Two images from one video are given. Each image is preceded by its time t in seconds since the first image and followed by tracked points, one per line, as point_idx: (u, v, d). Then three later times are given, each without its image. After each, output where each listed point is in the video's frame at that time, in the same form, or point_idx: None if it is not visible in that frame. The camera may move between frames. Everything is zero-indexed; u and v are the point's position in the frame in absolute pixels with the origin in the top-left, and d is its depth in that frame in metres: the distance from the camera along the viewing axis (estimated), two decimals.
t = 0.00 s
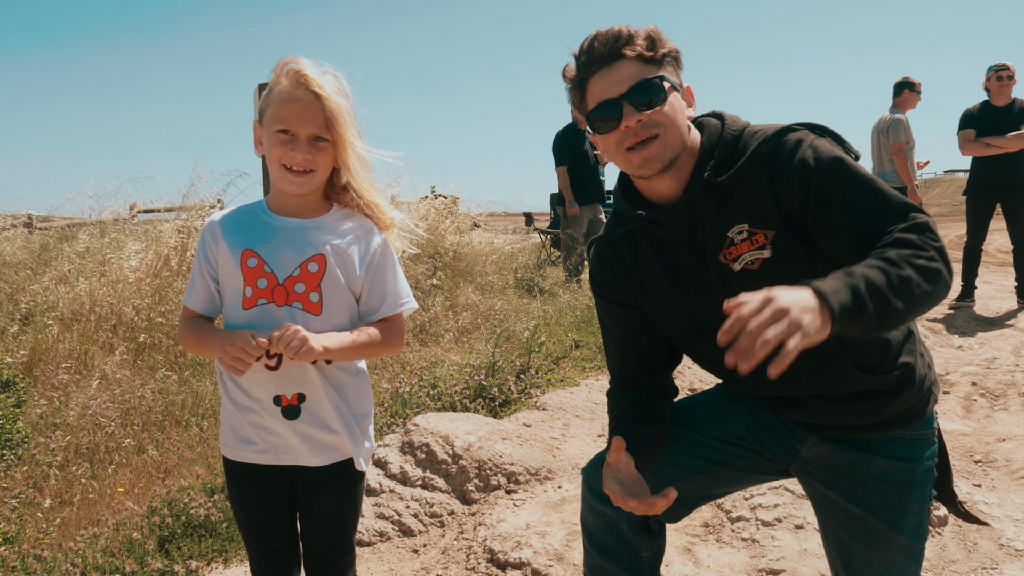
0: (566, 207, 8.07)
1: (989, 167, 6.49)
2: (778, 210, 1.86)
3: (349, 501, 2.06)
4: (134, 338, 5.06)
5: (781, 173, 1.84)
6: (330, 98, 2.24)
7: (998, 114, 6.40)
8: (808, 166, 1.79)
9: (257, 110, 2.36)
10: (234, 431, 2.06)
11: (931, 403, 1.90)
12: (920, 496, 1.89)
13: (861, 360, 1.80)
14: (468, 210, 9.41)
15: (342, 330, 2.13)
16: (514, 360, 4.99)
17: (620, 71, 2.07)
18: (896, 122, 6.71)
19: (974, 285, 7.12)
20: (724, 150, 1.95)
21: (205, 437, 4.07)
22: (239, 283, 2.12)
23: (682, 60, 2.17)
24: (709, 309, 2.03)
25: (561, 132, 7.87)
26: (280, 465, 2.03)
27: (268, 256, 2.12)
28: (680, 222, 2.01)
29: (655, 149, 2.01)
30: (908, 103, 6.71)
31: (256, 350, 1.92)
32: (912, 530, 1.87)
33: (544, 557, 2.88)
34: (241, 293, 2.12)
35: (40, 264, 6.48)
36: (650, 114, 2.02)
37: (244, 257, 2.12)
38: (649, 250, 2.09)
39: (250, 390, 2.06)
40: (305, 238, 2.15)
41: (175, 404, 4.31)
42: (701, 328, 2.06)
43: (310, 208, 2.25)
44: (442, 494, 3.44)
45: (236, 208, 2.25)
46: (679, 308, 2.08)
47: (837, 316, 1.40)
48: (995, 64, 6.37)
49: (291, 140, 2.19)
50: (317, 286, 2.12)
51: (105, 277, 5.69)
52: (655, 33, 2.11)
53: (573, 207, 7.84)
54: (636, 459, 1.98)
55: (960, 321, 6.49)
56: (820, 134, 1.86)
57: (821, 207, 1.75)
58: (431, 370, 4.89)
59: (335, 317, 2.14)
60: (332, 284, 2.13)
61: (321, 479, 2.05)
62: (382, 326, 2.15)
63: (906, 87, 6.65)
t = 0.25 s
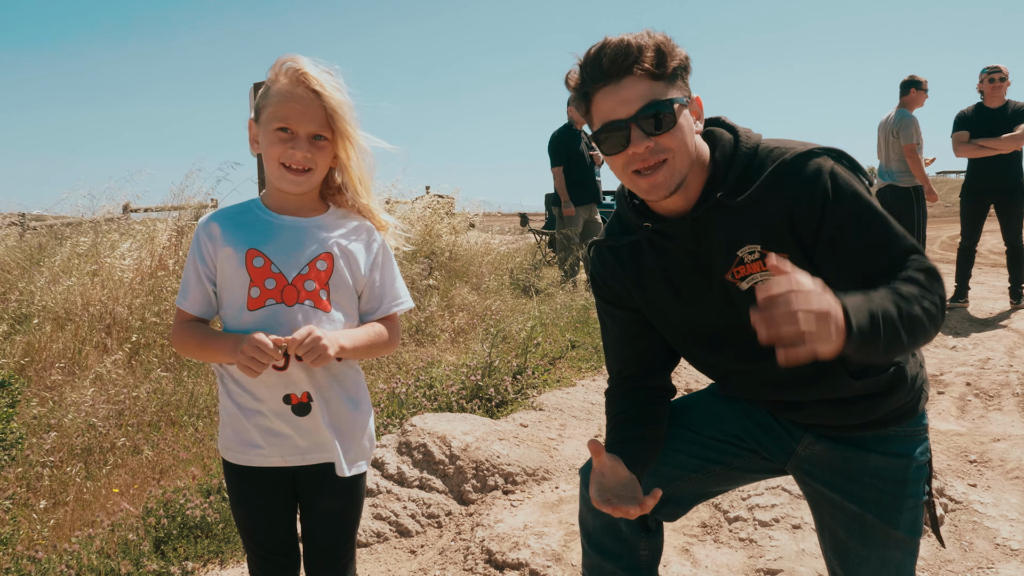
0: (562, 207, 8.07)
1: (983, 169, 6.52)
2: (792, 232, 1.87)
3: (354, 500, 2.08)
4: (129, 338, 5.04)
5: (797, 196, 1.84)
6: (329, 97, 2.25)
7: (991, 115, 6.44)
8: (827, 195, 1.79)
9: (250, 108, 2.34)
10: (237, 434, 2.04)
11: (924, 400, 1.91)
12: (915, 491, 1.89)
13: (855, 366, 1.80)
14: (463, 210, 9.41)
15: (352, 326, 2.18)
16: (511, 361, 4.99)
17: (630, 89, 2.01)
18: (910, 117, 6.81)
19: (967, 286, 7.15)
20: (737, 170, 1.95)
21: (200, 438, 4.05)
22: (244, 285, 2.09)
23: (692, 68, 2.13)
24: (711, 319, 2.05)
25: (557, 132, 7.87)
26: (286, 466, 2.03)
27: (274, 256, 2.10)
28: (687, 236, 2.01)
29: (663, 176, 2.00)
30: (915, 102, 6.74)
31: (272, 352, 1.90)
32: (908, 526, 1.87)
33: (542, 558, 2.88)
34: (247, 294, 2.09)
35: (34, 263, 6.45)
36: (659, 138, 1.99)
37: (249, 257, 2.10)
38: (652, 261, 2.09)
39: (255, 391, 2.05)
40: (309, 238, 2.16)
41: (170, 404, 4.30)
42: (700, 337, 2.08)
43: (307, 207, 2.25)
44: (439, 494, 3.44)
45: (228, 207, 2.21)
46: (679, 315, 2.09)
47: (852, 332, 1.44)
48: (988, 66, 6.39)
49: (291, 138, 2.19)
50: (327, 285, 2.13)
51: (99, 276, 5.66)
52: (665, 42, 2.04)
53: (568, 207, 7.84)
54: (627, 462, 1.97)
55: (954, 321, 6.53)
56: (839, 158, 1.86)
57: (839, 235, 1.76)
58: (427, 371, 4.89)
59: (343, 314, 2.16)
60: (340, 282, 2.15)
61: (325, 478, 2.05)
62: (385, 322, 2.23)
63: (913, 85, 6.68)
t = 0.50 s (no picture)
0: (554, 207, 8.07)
1: (972, 171, 6.57)
2: (787, 257, 1.89)
3: (352, 498, 2.08)
4: (119, 338, 5.00)
5: (794, 226, 1.85)
6: (328, 100, 2.25)
7: (981, 117, 6.48)
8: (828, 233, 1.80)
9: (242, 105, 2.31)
10: (236, 436, 2.01)
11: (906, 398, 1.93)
12: (899, 488, 1.90)
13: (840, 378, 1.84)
14: (455, 211, 9.40)
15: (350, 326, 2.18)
16: (504, 361, 4.98)
17: (632, 112, 1.97)
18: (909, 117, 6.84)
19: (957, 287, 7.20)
20: (734, 192, 1.94)
21: (192, 438, 4.03)
22: (242, 284, 2.06)
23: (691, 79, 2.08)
24: (699, 328, 2.09)
25: (550, 132, 7.87)
26: (285, 467, 2.01)
27: (273, 256, 2.08)
28: (679, 254, 2.02)
29: (664, 200, 2.00)
30: (913, 103, 6.79)
31: (278, 354, 1.89)
32: (893, 522, 1.89)
33: (536, 558, 2.88)
34: (246, 294, 2.06)
35: (23, 262, 6.40)
36: (662, 162, 1.97)
37: (248, 257, 2.07)
38: (643, 273, 2.10)
39: (255, 391, 2.03)
40: (307, 237, 2.15)
41: (161, 404, 4.28)
42: (687, 343, 2.13)
43: (302, 209, 2.24)
44: (433, 494, 3.43)
45: (220, 208, 2.18)
46: (667, 323, 2.13)
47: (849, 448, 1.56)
48: (977, 69, 6.43)
49: (290, 140, 2.17)
50: (325, 284, 2.13)
51: (89, 276, 5.62)
52: (666, 56, 1.99)
53: (561, 207, 7.84)
54: (608, 468, 1.98)
55: (945, 322, 6.57)
56: (836, 184, 1.85)
57: (834, 271, 1.80)
58: (420, 371, 4.88)
59: (341, 313, 2.17)
60: (338, 281, 2.16)
61: (322, 477, 2.05)
62: (380, 321, 2.24)
63: (912, 86, 6.72)
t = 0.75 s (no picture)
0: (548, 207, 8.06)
1: (965, 172, 6.60)
2: (778, 258, 1.90)
3: (349, 498, 2.07)
4: (112, 337, 4.98)
5: (787, 228, 1.85)
6: (328, 104, 2.24)
7: (973, 118, 6.51)
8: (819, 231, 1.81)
9: (240, 105, 2.30)
10: (233, 434, 2.02)
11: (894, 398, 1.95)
12: (888, 487, 1.91)
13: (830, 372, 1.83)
14: (448, 211, 9.38)
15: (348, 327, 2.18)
16: (498, 361, 4.98)
17: (622, 114, 1.97)
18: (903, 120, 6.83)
19: (949, 287, 7.23)
20: (726, 194, 1.94)
21: (186, 438, 4.02)
22: (240, 284, 2.06)
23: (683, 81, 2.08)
24: (692, 330, 2.09)
25: (544, 133, 7.88)
26: (281, 467, 2.01)
27: (271, 257, 2.08)
28: (670, 255, 2.02)
29: (653, 200, 1.99)
30: (907, 105, 6.83)
31: (275, 361, 1.89)
32: (883, 521, 1.90)
33: (531, 557, 2.88)
34: (243, 294, 2.06)
35: (14, 262, 6.36)
36: (652, 165, 1.98)
37: (245, 257, 2.07)
38: (634, 274, 2.10)
39: (252, 392, 2.03)
40: (303, 237, 2.15)
41: (155, 404, 4.26)
42: (677, 345, 2.13)
43: (299, 210, 2.24)
44: (428, 494, 3.43)
45: (215, 209, 2.17)
46: (658, 324, 2.13)
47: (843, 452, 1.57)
48: (970, 70, 6.47)
49: (289, 142, 2.16)
50: (322, 284, 2.13)
51: (81, 276, 5.59)
52: (658, 58, 1.99)
53: (555, 207, 7.84)
54: (601, 469, 2.00)
55: (937, 322, 6.60)
56: (827, 185, 1.87)
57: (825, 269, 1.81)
58: (414, 371, 4.87)
59: (338, 312, 2.16)
60: (334, 281, 2.15)
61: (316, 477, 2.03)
62: (376, 322, 2.24)
63: (905, 88, 6.76)
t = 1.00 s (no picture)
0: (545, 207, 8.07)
1: (959, 173, 6.64)
2: (770, 255, 1.91)
3: (347, 495, 2.07)
4: (108, 336, 4.97)
5: (778, 225, 1.87)
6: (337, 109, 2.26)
7: (967, 119, 6.55)
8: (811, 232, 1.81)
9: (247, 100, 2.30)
10: (234, 429, 2.02)
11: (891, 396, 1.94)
12: (885, 485, 1.93)
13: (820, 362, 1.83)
14: (444, 211, 9.38)
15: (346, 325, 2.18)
16: (495, 360, 4.98)
17: (614, 111, 2.00)
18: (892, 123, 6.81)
19: (943, 287, 7.27)
20: (718, 191, 1.96)
21: (183, 437, 4.01)
22: (236, 283, 2.06)
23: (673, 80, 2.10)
24: (687, 328, 2.11)
25: (540, 133, 7.88)
26: (281, 462, 2.01)
27: (268, 256, 2.08)
28: (666, 252, 2.03)
29: (646, 197, 2.01)
30: (901, 109, 6.87)
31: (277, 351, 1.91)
32: (879, 519, 1.91)
33: (529, 555, 2.89)
34: (241, 292, 2.06)
35: (10, 261, 6.34)
36: (644, 162, 1.99)
37: (242, 256, 2.07)
38: (631, 272, 2.12)
39: (253, 388, 2.04)
40: (299, 236, 2.15)
41: (152, 403, 4.26)
42: (674, 343, 2.15)
43: (297, 209, 2.23)
44: (426, 492, 3.44)
45: (213, 207, 2.17)
46: (655, 322, 2.15)
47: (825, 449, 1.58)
48: (963, 71, 6.51)
49: (297, 141, 2.17)
50: (319, 281, 2.12)
51: (77, 275, 5.58)
52: (649, 57, 2.01)
53: (551, 207, 7.85)
54: (598, 463, 2.00)
55: (931, 322, 6.63)
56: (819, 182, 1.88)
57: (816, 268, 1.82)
58: (411, 370, 4.87)
59: (335, 309, 2.16)
60: (330, 279, 2.15)
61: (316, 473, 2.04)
62: (375, 319, 2.24)
63: (897, 92, 6.82)
